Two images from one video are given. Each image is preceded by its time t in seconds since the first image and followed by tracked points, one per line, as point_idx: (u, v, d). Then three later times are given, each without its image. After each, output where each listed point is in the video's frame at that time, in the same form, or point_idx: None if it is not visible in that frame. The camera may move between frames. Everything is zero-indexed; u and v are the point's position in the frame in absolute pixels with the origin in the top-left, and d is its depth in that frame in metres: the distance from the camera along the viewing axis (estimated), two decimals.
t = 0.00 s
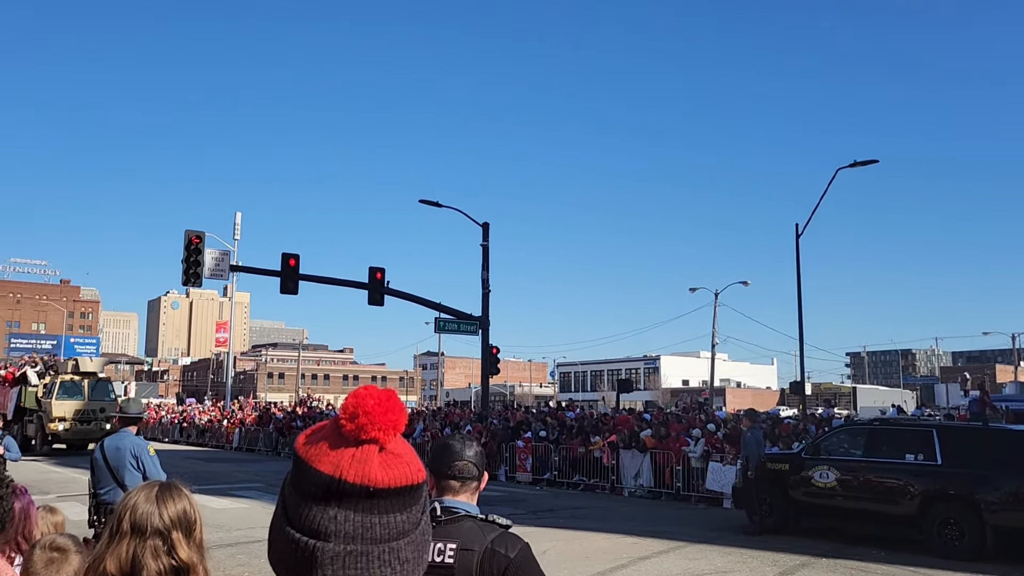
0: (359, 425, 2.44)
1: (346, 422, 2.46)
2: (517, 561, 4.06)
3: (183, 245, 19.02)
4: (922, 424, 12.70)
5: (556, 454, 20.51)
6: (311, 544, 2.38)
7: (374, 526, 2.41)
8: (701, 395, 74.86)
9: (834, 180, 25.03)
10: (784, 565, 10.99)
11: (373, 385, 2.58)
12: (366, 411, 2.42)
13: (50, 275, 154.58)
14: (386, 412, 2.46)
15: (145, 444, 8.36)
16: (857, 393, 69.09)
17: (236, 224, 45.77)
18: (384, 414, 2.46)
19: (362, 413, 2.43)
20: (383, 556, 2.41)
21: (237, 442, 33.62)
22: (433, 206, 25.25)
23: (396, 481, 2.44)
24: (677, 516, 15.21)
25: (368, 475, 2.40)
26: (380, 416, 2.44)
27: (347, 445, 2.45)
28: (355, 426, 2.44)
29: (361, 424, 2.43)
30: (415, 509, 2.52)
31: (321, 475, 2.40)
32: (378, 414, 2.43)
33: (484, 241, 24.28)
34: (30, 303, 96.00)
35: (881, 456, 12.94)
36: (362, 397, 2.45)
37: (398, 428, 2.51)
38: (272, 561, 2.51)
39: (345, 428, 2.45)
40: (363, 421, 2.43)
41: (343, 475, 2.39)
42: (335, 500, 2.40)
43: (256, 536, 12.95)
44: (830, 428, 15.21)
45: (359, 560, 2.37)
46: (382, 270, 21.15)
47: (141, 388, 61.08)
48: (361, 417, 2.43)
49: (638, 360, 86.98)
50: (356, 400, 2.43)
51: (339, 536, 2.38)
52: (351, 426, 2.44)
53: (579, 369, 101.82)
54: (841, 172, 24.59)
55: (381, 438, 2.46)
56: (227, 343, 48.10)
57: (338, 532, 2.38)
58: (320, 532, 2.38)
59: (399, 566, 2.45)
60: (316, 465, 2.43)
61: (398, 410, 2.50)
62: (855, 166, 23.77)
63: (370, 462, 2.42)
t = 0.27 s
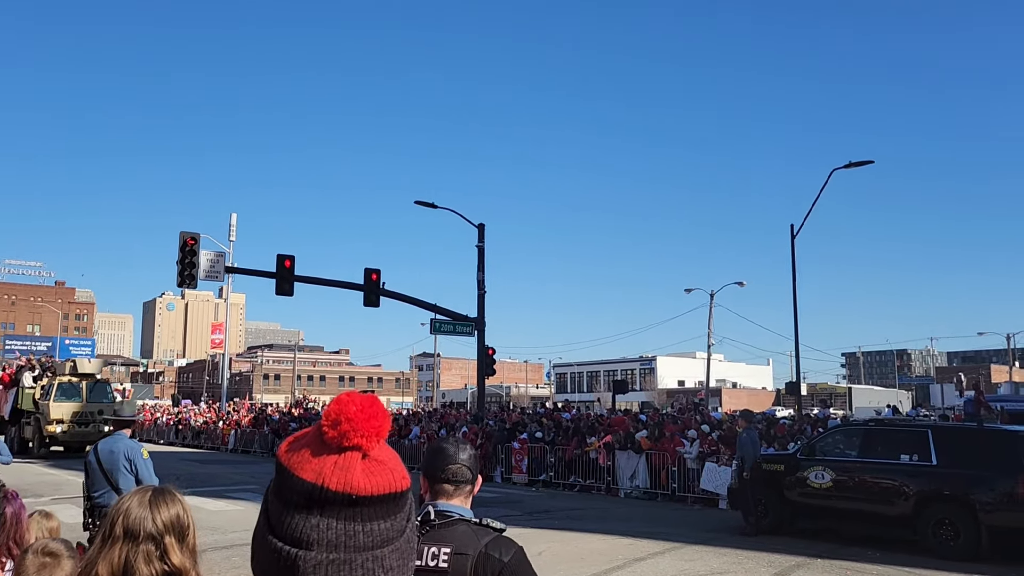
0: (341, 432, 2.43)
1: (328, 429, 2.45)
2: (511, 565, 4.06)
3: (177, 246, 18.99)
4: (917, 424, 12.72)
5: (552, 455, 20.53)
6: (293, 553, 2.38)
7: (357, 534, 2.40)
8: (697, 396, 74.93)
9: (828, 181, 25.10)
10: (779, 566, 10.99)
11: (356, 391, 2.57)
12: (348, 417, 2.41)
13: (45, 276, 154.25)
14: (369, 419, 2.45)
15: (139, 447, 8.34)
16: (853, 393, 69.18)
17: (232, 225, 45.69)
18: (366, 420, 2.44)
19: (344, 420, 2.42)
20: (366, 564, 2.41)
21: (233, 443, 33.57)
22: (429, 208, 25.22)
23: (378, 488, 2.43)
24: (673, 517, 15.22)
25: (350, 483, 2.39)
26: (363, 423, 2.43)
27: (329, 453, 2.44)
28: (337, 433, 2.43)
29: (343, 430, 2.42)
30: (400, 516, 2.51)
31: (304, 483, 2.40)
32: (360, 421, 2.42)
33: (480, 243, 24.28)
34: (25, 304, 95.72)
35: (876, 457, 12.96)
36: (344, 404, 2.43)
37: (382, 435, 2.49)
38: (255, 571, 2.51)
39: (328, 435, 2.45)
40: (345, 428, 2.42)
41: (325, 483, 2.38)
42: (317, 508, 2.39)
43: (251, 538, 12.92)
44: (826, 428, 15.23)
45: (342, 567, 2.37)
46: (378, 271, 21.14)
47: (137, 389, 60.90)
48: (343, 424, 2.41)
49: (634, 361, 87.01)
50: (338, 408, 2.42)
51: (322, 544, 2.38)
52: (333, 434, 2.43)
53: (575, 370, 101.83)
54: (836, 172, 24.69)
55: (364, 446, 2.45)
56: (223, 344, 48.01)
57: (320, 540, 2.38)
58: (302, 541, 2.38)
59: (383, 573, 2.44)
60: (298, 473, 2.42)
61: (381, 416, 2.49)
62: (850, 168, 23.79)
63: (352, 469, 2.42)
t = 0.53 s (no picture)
0: (330, 435, 2.40)
1: (316, 432, 2.42)
2: (506, 567, 4.05)
3: (172, 246, 18.93)
4: (912, 424, 12.73)
5: (547, 455, 20.53)
6: (280, 559, 2.36)
7: (344, 540, 2.38)
8: (693, 395, 75.01)
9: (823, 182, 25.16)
10: (775, 566, 10.99)
11: (345, 394, 2.54)
12: (336, 420, 2.38)
13: (38, 275, 153.74)
14: (357, 422, 2.42)
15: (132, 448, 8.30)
16: (848, 393, 69.32)
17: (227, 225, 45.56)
18: (355, 423, 2.41)
19: (332, 422, 2.39)
20: (354, 570, 2.38)
21: (227, 443, 33.48)
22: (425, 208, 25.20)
23: (367, 494, 2.41)
24: (669, 517, 15.23)
25: (338, 488, 2.37)
26: (353, 426, 2.40)
27: (317, 457, 2.42)
28: (325, 436, 2.40)
29: (331, 433, 2.40)
30: (389, 521, 2.48)
31: (291, 488, 2.38)
32: (348, 424, 2.39)
33: (475, 243, 24.26)
34: (19, 304, 95.39)
35: (871, 457, 12.98)
36: (332, 408, 2.41)
37: (371, 439, 2.47)
38: None
39: (316, 439, 2.42)
40: (334, 431, 2.39)
41: (312, 488, 2.36)
42: (305, 513, 2.37)
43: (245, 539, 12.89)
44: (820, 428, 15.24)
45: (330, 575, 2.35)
46: (373, 271, 21.11)
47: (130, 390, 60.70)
48: (331, 427, 2.39)
49: (630, 361, 87.08)
50: (326, 410, 2.39)
51: (309, 550, 2.36)
52: (321, 438, 2.41)
53: (570, 369, 101.83)
54: (831, 173, 24.74)
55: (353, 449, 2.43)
56: (218, 344, 47.90)
57: (307, 546, 2.36)
58: (289, 547, 2.36)
59: None
60: (286, 478, 2.40)
61: (370, 418, 2.46)
62: (845, 168, 23.81)
63: (340, 474, 2.39)
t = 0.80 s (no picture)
0: (331, 439, 2.39)
1: (316, 435, 2.41)
2: (502, 568, 4.05)
3: (166, 244, 18.88)
4: (907, 425, 12.76)
5: (543, 454, 20.54)
6: (279, 563, 2.35)
7: (344, 544, 2.37)
8: (688, 394, 75.12)
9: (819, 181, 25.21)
10: (769, 566, 11.02)
11: (345, 397, 2.53)
12: (337, 423, 2.36)
13: (32, 271, 153.23)
14: (357, 425, 2.41)
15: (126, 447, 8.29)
16: (842, 393, 69.48)
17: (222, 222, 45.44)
18: (356, 428, 2.40)
19: (332, 426, 2.38)
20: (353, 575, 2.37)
21: (222, 442, 33.42)
22: (420, 206, 25.12)
23: (367, 498, 2.40)
24: (664, 516, 15.24)
25: (338, 492, 2.36)
26: (355, 430, 2.39)
27: (317, 460, 2.41)
28: (324, 440, 2.39)
29: (331, 437, 2.38)
30: (390, 524, 2.48)
31: (290, 491, 2.37)
32: (348, 428, 2.38)
33: (471, 241, 24.23)
34: (13, 300, 95.03)
35: (866, 457, 13.01)
36: (331, 411, 2.39)
37: (371, 441, 2.46)
38: None
39: (315, 442, 2.41)
40: (334, 435, 2.38)
41: (312, 491, 2.35)
42: (304, 517, 2.36)
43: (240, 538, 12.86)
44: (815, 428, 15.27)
45: None
46: (368, 270, 21.07)
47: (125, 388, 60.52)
48: (331, 431, 2.38)
49: (625, 359, 87.15)
50: (326, 414, 2.38)
51: (308, 554, 2.35)
52: (321, 440, 2.39)
53: (565, 368, 101.84)
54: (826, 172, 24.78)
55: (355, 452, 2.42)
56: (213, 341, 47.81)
57: (306, 550, 2.34)
58: (288, 551, 2.35)
59: None
60: (285, 481, 2.39)
61: (370, 422, 2.45)
62: (840, 168, 23.84)
63: (340, 477, 2.38)
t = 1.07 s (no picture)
0: (336, 426, 2.40)
1: (320, 422, 2.42)
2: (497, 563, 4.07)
3: (162, 243, 18.86)
4: (901, 423, 12.81)
5: (538, 452, 20.59)
6: (282, 549, 2.37)
7: (347, 531, 2.39)
8: (683, 394, 75.22)
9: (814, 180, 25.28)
10: (764, 564, 11.05)
11: (349, 385, 2.54)
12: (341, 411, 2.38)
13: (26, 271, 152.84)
14: (361, 413, 2.42)
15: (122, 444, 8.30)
16: (837, 393, 69.65)
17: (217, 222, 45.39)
18: (362, 415, 2.42)
19: (337, 413, 2.38)
20: (355, 562, 2.39)
21: (217, 441, 33.38)
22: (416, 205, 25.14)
23: (370, 485, 2.41)
24: (659, 514, 15.28)
25: (342, 478, 2.38)
26: (360, 419, 2.41)
27: (321, 447, 2.42)
28: (329, 427, 2.40)
29: (335, 425, 2.39)
30: (392, 512, 2.51)
31: (294, 478, 2.38)
32: (353, 415, 2.39)
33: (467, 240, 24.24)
34: (7, 300, 94.74)
35: (860, 455, 13.06)
36: (337, 398, 2.40)
37: (375, 429, 2.47)
38: (241, 565, 2.50)
39: (319, 429, 2.42)
40: (338, 422, 2.39)
41: (316, 478, 2.36)
42: (308, 504, 2.38)
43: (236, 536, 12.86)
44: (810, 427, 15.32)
45: (332, 565, 2.36)
46: (364, 269, 21.07)
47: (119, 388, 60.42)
48: (336, 418, 2.39)
49: (620, 360, 87.24)
50: (331, 401, 2.39)
51: (311, 540, 2.37)
52: (325, 427, 2.40)
53: (561, 368, 101.87)
54: (821, 172, 24.87)
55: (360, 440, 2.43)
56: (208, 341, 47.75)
57: (309, 537, 2.36)
58: (291, 537, 2.37)
59: (373, 570, 2.43)
60: (288, 467, 2.40)
61: (374, 410, 2.46)
62: (835, 168, 23.91)
63: (344, 464, 2.40)
